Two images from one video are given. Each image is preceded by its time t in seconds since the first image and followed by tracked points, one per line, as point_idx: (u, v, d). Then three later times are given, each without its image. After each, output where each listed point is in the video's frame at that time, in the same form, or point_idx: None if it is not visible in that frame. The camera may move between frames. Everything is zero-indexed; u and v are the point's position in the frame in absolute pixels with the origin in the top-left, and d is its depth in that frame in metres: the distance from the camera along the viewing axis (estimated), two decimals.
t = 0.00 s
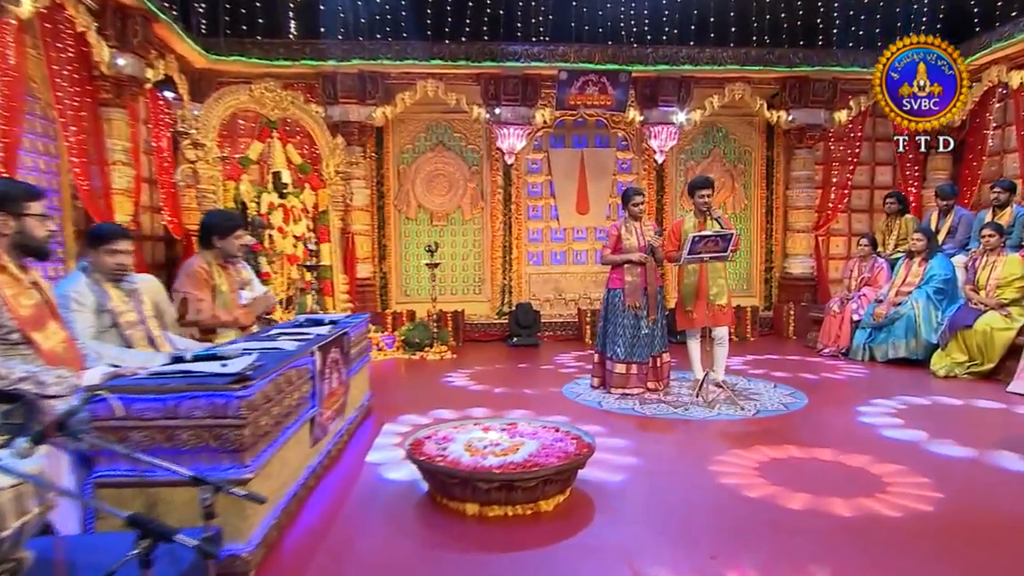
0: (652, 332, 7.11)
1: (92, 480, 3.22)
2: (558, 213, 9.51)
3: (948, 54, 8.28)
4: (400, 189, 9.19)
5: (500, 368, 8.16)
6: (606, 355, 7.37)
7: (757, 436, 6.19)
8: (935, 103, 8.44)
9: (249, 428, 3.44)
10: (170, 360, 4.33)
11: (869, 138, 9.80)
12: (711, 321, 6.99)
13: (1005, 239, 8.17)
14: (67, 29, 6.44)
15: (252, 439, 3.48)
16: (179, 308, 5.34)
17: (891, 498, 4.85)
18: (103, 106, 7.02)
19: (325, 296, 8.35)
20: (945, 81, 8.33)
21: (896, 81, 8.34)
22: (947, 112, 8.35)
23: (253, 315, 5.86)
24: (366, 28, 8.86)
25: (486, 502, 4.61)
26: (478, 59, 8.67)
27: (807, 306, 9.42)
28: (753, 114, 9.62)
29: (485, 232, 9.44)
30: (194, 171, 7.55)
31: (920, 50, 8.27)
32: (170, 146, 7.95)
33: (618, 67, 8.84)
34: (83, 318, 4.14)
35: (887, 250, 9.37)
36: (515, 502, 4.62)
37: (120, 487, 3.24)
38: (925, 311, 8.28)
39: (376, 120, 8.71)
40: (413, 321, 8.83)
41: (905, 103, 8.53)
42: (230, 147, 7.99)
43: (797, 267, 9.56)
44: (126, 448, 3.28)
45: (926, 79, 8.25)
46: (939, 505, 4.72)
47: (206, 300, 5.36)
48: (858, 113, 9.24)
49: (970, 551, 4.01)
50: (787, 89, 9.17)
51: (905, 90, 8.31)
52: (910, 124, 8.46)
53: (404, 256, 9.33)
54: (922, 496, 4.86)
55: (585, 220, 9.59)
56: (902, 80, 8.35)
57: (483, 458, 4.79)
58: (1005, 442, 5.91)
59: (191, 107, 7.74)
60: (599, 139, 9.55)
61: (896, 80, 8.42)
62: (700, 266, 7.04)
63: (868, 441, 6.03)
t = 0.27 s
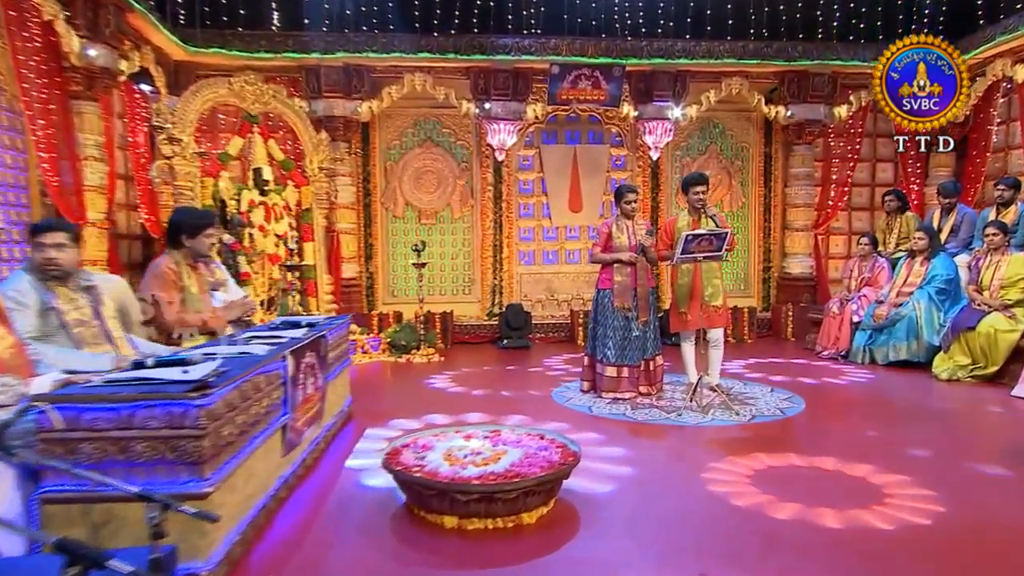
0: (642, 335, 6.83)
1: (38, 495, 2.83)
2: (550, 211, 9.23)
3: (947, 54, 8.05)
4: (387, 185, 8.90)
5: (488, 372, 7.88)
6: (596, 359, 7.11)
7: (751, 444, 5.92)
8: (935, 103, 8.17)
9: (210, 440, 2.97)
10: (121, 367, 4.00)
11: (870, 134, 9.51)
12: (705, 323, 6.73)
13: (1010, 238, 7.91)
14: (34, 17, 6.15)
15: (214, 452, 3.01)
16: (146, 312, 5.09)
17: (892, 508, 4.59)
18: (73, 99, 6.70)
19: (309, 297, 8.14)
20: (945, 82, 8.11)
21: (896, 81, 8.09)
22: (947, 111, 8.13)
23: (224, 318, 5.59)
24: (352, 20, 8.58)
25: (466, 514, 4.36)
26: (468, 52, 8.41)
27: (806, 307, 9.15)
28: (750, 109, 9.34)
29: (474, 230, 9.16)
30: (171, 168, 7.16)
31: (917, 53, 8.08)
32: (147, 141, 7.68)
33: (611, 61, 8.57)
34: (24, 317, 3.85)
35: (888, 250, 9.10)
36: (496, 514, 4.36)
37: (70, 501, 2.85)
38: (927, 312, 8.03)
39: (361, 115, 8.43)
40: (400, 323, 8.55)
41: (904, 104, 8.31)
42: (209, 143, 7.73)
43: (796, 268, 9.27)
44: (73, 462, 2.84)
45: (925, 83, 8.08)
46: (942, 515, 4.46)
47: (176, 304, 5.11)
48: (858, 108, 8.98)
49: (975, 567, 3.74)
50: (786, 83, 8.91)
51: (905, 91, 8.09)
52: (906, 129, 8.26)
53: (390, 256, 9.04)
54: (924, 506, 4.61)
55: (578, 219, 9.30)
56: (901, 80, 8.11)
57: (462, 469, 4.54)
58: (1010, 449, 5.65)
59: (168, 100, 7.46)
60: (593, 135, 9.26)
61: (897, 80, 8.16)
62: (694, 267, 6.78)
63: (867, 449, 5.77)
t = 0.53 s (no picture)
0: (630, 338, 6.52)
1: None
2: (540, 208, 8.87)
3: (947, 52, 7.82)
4: (371, 181, 8.54)
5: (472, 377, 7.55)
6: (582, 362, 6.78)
7: (743, 452, 5.60)
8: (936, 100, 7.82)
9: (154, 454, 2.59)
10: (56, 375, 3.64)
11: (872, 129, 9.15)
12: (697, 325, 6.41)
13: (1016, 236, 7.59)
14: None
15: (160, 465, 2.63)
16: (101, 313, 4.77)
17: (892, 520, 4.28)
18: (33, 88, 6.35)
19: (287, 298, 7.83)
20: (945, 80, 7.76)
21: (897, 78, 7.77)
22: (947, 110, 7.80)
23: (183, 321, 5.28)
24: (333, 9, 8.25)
25: (437, 530, 4.05)
26: (453, 43, 8.08)
27: (805, 307, 8.83)
28: (747, 103, 9.00)
29: (461, 228, 8.80)
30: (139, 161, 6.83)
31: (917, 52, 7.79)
32: (116, 134, 7.35)
33: (602, 52, 8.23)
34: None
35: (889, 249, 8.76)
36: (470, 531, 4.05)
37: None
38: (929, 313, 7.72)
39: (343, 108, 8.08)
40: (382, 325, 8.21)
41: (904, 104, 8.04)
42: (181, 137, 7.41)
43: (794, 267, 8.94)
44: None
45: (926, 81, 7.77)
46: (947, 528, 4.14)
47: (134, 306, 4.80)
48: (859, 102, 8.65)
49: None
50: (784, 76, 8.59)
51: (905, 89, 7.77)
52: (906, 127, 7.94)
53: (374, 255, 8.68)
54: (927, 518, 4.29)
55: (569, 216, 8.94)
56: (900, 77, 7.80)
57: (434, 481, 4.34)
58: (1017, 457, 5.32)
59: (137, 91, 7.12)
60: (584, 129, 8.90)
61: (898, 77, 7.82)
62: (687, 266, 6.46)
63: (866, 457, 5.45)
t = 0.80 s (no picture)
0: (619, 341, 6.20)
1: None
2: (529, 205, 8.51)
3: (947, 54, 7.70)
4: (353, 176, 8.17)
5: (457, 384, 7.21)
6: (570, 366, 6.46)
7: (736, 461, 5.28)
8: (937, 99, 7.58)
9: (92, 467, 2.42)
10: None
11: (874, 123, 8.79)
12: (689, 328, 6.09)
13: None
14: None
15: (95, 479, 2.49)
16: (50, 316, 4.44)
17: (894, 536, 3.96)
18: None
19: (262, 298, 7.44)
20: (946, 79, 7.58)
21: (896, 77, 7.52)
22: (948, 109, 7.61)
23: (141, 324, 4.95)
24: None
25: (406, 548, 3.78)
26: (438, 32, 7.73)
27: (804, 308, 8.52)
28: (745, 95, 8.65)
29: (448, 225, 8.44)
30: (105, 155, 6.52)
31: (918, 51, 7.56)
32: (82, 126, 7.01)
33: (594, 42, 7.89)
34: None
35: (892, 249, 8.40)
36: (441, 548, 3.78)
37: None
38: (932, 315, 7.40)
39: (323, 100, 7.71)
40: (364, 327, 7.87)
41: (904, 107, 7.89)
42: (152, 130, 7.02)
43: (793, 267, 8.62)
44: None
45: (928, 78, 7.49)
46: (953, 546, 3.83)
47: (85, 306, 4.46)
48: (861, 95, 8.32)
49: None
50: (783, 67, 8.27)
51: (905, 86, 7.50)
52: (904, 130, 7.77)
53: (355, 253, 8.31)
54: (929, 535, 3.97)
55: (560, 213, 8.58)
56: (901, 72, 7.54)
57: (403, 497, 4.23)
58: None
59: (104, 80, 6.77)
60: (576, 123, 8.55)
61: (897, 77, 7.61)
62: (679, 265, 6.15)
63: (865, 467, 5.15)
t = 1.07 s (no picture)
0: (613, 343, 5.91)
1: None
2: (522, 202, 8.20)
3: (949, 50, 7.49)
4: (338, 172, 7.86)
5: (444, 388, 6.92)
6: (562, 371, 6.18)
7: (731, 470, 4.98)
8: (935, 100, 7.37)
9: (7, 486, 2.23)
10: None
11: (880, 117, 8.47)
12: (686, 329, 5.83)
13: None
14: None
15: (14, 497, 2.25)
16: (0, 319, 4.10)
17: (896, 553, 3.66)
18: None
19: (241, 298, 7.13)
20: (945, 78, 7.37)
21: (894, 78, 7.36)
22: (952, 103, 7.31)
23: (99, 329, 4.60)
24: None
25: (378, 567, 3.47)
26: (427, 22, 7.42)
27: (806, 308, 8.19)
28: (746, 88, 8.34)
29: (438, 223, 8.13)
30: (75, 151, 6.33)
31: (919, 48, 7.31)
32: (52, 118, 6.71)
33: (589, 33, 7.58)
34: None
35: (898, 248, 8.07)
36: (418, 566, 3.48)
37: None
38: (940, 316, 7.10)
39: (307, 92, 7.41)
40: (349, 328, 7.56)
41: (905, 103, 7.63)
42: (128, 123, 6.83)
43: (795, 267, 8.29)
44: None
45: (927, 78, 7.26)
46: (962, 564, 3.52)
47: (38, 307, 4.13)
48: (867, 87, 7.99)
49: None
50: (785, 59, 7.96)
51: (905, 86, 7.27)
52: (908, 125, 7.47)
53: (341, 252, 8.00)
54: (935, 551, 3.66)
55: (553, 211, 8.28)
56: (900, 73, 7.35)
57: (376, 510, 3.98)
58: None
59: (73, 70, 6.47)
60: (570, 117, 8.24)
61: (897, 77, 7.47)
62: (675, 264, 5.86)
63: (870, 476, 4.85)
